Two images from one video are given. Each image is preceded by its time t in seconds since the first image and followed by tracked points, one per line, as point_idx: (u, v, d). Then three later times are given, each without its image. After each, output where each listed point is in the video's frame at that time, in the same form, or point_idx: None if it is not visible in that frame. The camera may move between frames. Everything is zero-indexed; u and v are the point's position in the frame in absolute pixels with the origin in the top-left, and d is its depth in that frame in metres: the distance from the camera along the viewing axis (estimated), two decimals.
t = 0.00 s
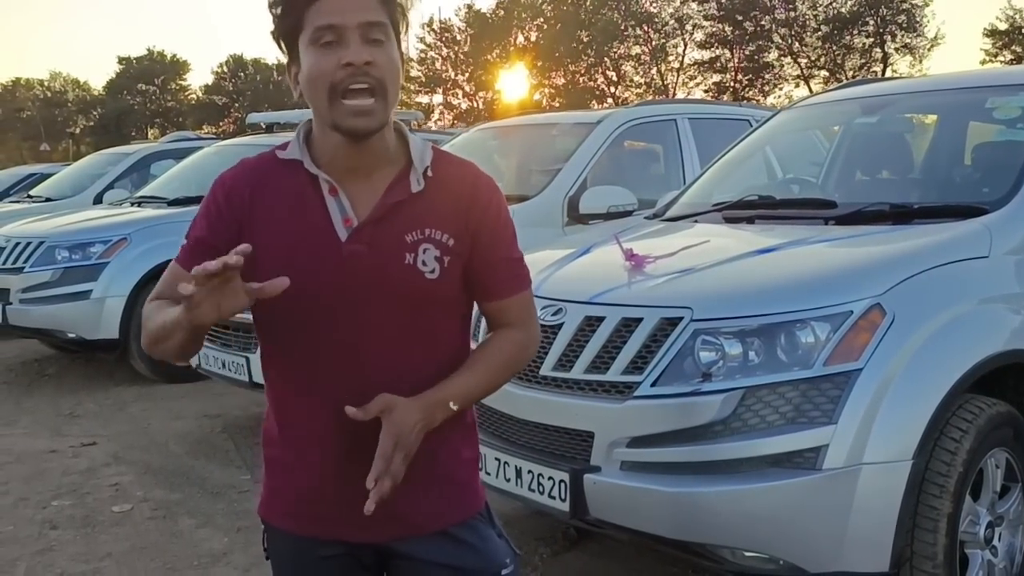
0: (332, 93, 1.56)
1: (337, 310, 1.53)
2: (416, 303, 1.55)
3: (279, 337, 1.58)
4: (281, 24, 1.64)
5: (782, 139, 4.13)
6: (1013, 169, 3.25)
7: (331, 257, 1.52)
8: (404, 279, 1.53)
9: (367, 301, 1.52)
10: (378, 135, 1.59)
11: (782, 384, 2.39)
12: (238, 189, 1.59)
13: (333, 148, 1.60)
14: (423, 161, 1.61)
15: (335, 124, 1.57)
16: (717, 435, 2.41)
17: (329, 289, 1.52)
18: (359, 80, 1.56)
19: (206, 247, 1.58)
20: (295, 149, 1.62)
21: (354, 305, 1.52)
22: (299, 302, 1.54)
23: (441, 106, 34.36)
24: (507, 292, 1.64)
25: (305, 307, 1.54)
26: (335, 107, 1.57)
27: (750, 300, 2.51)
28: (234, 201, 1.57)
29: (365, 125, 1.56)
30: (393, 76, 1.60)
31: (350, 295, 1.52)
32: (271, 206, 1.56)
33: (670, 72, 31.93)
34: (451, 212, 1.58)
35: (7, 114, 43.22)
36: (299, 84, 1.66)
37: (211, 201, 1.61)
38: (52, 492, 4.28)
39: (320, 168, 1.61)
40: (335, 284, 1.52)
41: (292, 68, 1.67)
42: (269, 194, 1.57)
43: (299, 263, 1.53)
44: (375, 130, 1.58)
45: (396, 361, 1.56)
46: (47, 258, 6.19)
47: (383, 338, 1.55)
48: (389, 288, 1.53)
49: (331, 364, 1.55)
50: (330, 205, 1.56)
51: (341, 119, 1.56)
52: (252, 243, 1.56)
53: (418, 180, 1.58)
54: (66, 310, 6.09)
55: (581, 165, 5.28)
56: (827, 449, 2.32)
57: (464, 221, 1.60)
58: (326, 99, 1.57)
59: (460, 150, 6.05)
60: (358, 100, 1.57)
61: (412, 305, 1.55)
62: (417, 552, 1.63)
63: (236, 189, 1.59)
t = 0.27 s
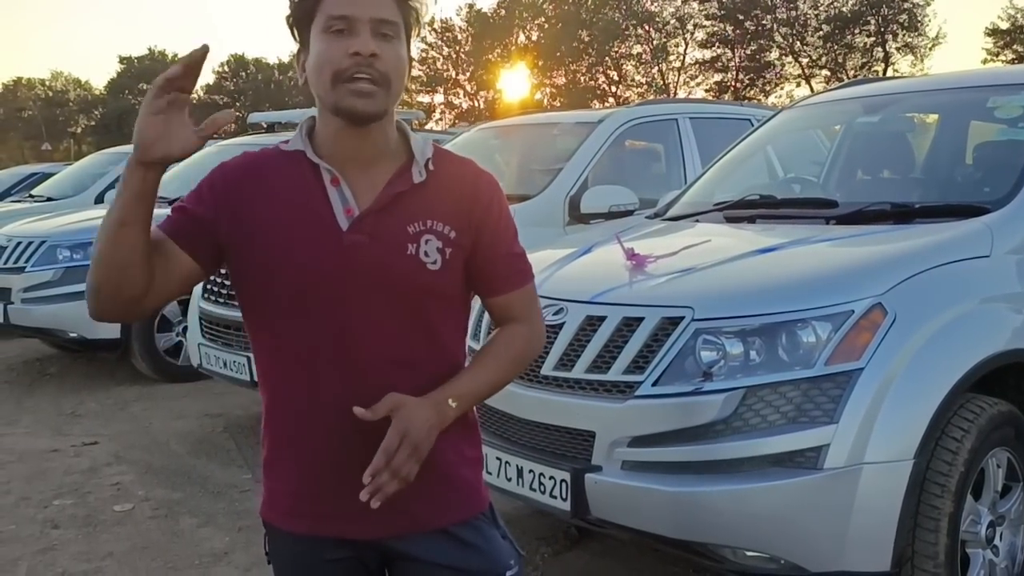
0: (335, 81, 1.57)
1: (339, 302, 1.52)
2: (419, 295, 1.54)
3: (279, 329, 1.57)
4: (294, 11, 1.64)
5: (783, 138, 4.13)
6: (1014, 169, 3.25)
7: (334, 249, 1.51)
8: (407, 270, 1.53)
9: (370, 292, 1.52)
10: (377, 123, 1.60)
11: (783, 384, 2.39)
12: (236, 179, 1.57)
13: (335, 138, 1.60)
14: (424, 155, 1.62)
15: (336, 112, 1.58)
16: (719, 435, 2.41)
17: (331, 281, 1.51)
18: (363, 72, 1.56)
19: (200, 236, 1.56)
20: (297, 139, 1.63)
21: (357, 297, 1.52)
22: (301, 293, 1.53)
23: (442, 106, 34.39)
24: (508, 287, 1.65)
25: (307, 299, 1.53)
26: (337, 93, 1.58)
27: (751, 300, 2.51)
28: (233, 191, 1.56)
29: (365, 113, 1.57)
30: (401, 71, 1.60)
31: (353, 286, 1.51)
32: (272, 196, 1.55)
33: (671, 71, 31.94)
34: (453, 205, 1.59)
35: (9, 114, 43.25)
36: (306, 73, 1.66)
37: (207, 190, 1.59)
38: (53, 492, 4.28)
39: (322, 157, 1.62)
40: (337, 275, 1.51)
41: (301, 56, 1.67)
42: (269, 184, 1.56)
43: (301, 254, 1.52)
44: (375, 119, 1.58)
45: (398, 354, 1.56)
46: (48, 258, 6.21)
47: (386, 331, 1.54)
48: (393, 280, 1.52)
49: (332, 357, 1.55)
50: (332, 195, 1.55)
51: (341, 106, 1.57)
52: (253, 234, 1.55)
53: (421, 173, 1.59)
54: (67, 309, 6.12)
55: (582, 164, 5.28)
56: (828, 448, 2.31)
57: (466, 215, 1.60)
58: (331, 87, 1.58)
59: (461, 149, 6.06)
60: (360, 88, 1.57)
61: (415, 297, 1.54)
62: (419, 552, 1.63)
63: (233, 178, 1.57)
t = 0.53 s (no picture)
0: (341, 86, 1.57)
1: (341, 300, 1.52)
2: (421, 295, 1.55)
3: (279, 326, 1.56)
4: (303, 9, 1.63)
5: (785, 137, 4.13)
6: (1016, 168, 3.25)
7: (337, 246, 1.51)
8: (410, 270, 1.53)
9: (373, 291, 1.52)
10: (382, 128, 1.61)
11: (785, 383, 2.39)
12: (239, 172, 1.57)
13: (339, 140, 1.61)
14: (428, 156, 1.62)
15: (341, 115, 1.58)
16: (720, 434, 2.41)
17: (334, 278, 1.51)
18: (367, 83, 1.57)
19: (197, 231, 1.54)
20: (302, 137, 1.63)
21: (359, 295, 1.52)
22: (303, 290, 1.53)
23: (444, 105, 34.38)
24: (508, 290, 1.66)
25: (309, 296, 1.53)
26: (341, 96, 1.58)
27: (752, 299, 2.51)
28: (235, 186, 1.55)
29: (369, 118, 1.57)
30: (406, 78, 1.61)
31: (355, 285, 1.51)
32: (276, 193, 1.55)
33: (673, 70, 31.92)
34: (456, 206, 1.59)
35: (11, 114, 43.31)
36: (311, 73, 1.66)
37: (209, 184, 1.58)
38: (56, 491, 4.29)
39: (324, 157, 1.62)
40: (340, 274, 1.51)
41: (307, 57, 1.67)
42: (272, 181, 1.56)
43: (303, 251, 1.52)
44: (379, 123, 1.59)
45: (398, 353, 1.56)
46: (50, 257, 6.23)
47: (387, 331, 1.54)
48: (395, 279, 1.52)
49: (333, 355, 1.55)
50: (336, 195, 1.55)
51: (345, 111, 1.57)
52: (254, 229, 1.54)
53: (426, 174, 1.59)
54: (69, 309, 6.13)
55: (584, 163, 5.28)
56: (829, 448, 2.31)
57: (469, 216, 1.61)
58: (336, 92, 1.58)
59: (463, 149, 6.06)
60: (365, 93, 1.57)
61: (417, 297, 1.55)
62: (420, 551, 1.63)
63: (235, 171, 1.57)
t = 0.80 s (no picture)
0: (349, 87, 1.58)
1: (342, 304, 1.53)
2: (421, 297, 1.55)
3: (282, 332, 1.57)
4: (316, 7, 1.63)
5: (786, 136, 4.13)
6: (1018, 167, 3.25)
7: (337, 251, 1.52)
8: (410, 273, 1.54)
9: (373, 294, 1.52)
10: (385, 131, 1.61)
11: (786, 382, 2.39)
12: (243, 182, 1.59)
13: (343, 142, 1.61)
14: (429, 159, 1.62)
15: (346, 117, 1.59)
16: (720, 433, 2.41)
17: (334, 283, 1.52)
18: (375, 83, 1.58)
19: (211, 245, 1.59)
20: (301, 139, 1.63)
21: (360, 299, 1.52)
22: (305, 296, 1.54)
23: (446, 104, 34.34)
24: (507, 291, 1.66)
25: (311, 301, 1.54)
26: (347, 97, 1.59)
27: (753, 298, 2.51)
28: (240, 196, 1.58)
29: (376, 119, 1.58)
30: (414, 83, 1.62)
31: (356, 289, 1.52)
32: (278, 200, 1.56)
33: (675, 69, 31.91)
34: (455, 209, 1.60)
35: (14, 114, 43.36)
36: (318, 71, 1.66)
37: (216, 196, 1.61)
38: (58, 489, 4.30)
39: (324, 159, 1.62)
40: (341, 278, 1.52)
41: (314, 56, 1.68)
42: (274, 188, 1.57)
43: (304, 257, 1.53)
44: (384, 126, 1.59)
45: (399, 356, 1.56)
46: (52, 257, 6.23)
47: (386, 333, 1.55)
48: (395, 282, 1.53)
49: (333, 359, 1.55)
50: (337, 200, 1.56)
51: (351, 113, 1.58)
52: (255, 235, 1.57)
53: (425, 176, 1.59)
54: (71, 308, 6.12)
55: (585, 162, 5.28)
56: (829, 447, 2.32)
57: (468, 218, 1.61)
58: (343, 93, 1.59)
59: (464, 148, 6.06)
60: (372, 94, 1.58)
61: (417, 299, 1.55)
62: (420, 552, 1.63)
63: (239, 182, 1.59)
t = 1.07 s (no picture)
0: (347, 82, 1.58)
1: (339, 299, 1.54)
2: (417, 293, 1.55)
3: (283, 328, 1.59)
4: (305, 8, 1.62)
5: (788, 135, 4.12)
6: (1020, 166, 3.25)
7: (332, 245, 1.53)
8: (405, 269, 1.54)
9: (369, 289, 1.53)
10: (385, 125, 1.61)
11: (787, 381, 2.39)
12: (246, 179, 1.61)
13: (344, 139, 1.61)
14: (427, 153, 1.62)
15: (346, 112, 1.59)
16: (722, 432, 2.41)
17: (330, 277, 1.53)
18: (375, 77, 1.58)
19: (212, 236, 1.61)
20: (301, 141, 1.64)
21: (356, 294, 1.53)
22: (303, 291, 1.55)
23: (448, 104, 34.33)
24: (505, 280, 1.60)
25: (309, 297, 1.55)
26: (347, 93, 1.59)
27: (754, 298, 2.51)
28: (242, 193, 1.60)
29: (376, 113, 1.58)
30: (412, 73, 1.62)
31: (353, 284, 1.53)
32: (278, 197, 1.58)
33: (677, 69, 31.89)
34: (453, 204, 1.59)
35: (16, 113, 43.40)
36: (314, 70, 1.66)
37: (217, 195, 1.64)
38: (60, 488, 4.31)
39: (327, 159, 1.63)
40: (336, 273, 1.53)
41: (308, 54, 1.67)
42: (274, 186, 1.59)
43: (302, 252, 1.55)
44: (385, 120, 1.59)
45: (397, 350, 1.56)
46: (56, 256, 6.25)
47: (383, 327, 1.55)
48: (390, 277, 1.53)
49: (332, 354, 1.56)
50: (336, 197, 1.57)
51: (352, 109, 1.57)
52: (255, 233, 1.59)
53: (422, 172, 1.59)
54: (74, 308, 6.14)
55: (587, 162, 5.28)
56: (830, 446, 2.32)
57: (466, 211, 1.60)
58: (342, 89, 1.58)
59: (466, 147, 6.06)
60: (372, 87, 1.58)
61: (412, 294, 1.55)
62: (423, 549, 1.64)
63: (241, 179, 1.61)
